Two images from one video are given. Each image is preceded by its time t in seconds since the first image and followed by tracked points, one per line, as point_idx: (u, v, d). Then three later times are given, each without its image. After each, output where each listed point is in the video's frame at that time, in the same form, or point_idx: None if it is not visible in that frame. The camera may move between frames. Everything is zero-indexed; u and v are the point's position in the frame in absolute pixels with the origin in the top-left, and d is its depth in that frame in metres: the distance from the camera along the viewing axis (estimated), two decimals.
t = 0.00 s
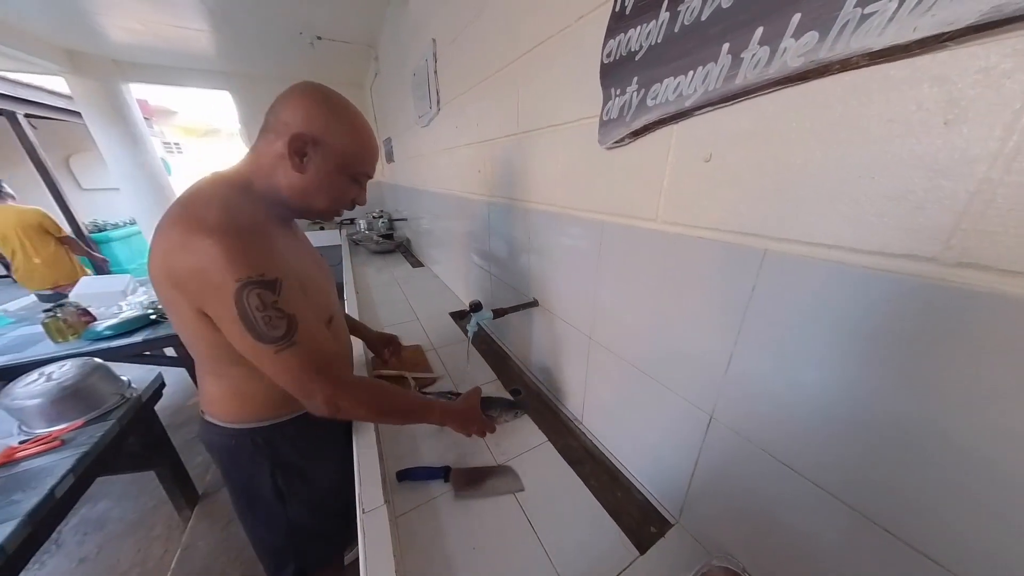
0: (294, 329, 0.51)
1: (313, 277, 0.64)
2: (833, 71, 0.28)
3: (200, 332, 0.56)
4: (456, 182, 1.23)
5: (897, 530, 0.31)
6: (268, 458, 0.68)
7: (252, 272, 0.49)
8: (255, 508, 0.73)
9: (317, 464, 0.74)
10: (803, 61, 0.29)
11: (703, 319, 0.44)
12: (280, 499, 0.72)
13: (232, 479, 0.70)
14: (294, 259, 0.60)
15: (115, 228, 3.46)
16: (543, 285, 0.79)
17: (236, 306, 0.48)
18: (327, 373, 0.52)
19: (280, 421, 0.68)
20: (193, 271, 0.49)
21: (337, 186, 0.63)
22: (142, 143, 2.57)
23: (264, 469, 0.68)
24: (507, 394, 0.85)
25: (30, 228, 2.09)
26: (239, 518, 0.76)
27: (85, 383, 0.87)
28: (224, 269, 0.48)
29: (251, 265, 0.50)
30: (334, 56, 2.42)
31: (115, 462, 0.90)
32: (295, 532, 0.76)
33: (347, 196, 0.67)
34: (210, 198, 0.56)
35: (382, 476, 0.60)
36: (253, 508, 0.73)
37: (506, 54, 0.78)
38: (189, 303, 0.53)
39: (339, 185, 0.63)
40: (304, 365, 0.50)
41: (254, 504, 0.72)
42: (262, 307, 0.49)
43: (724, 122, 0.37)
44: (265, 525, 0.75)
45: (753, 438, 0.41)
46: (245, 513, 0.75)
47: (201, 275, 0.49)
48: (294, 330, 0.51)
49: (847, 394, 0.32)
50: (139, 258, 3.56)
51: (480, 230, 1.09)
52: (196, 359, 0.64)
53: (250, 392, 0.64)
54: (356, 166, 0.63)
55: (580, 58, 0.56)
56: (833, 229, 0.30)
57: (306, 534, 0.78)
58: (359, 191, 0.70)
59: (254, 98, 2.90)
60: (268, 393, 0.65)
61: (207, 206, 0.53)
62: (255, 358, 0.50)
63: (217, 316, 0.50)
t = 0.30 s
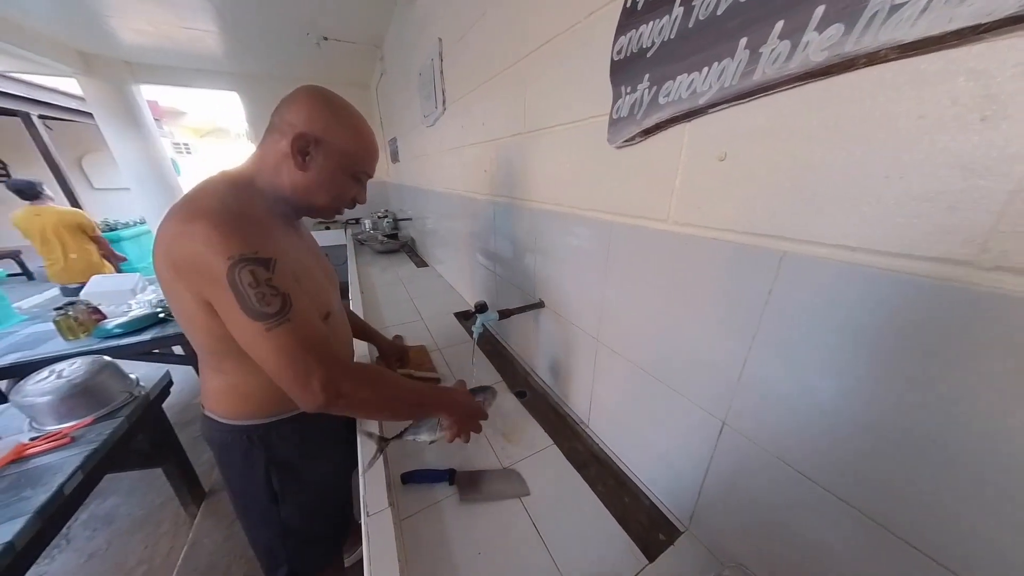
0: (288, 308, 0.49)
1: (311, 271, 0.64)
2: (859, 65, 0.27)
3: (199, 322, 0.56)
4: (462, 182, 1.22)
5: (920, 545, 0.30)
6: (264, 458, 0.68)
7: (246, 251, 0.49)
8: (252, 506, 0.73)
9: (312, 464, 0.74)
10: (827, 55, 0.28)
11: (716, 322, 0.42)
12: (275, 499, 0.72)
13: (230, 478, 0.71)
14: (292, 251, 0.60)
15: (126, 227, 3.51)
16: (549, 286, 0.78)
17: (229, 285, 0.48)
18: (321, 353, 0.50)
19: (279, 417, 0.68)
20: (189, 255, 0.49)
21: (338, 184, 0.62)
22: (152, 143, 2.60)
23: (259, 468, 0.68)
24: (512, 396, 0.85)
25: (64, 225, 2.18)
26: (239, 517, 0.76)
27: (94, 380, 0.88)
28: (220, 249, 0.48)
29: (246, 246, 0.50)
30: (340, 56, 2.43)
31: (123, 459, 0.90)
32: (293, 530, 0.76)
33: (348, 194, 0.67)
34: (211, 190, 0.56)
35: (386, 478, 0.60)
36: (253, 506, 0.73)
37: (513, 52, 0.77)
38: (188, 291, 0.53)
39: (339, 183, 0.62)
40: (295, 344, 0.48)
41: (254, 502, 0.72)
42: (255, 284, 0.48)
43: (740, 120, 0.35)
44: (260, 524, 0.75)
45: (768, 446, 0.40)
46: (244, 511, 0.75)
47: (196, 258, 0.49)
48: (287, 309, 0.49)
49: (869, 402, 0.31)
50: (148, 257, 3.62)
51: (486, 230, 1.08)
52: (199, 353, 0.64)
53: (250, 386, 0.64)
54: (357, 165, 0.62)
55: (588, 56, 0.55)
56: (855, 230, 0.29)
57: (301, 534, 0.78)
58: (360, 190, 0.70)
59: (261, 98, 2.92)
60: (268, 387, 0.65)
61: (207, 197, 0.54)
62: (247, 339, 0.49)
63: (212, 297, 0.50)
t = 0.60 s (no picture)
0: (304, 302, 0.50)
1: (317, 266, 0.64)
2: (881, 55, 0.25)
3: (205, 316, 0.56)
4: (465, 181, 1.22)
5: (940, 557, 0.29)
6: (268, 454, 0.68)
7: (260, 246, 0.49)
8: (255, 503, 0.73)
9: (316, 460, 0.74)
10: (847, 44, 0.27)
11: (726, 322, 0.41)
12: (279, 496, 0.72)
13: (232, 474, 0.70)
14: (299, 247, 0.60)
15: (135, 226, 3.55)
16: (552, 285, 0.77)
17: (244, 279, 0.47)
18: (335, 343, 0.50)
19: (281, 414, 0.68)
20: (200, 250, 0.49)
21: (343, 182, 0.62)
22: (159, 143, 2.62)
23: (263, 464, 0.68)
24: (515, 396, 0.84)
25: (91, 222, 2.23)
26: (241, 514, 0.76)
27: (101, 377, 0.88)
28: (233, 244, 0.48)
29: (259, 242, 0.49)
30: (345, 56, 2.44)
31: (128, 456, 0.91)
32: (293, 529, 0.76)
33: (352, 193, 0.67)
34: (216, 186, 0.55)
35: (388, 478, 0.59)
36: (255, 503, 0.73)
37: (517, 48, 0.76)
38: (196, 286, 0.52)
39: (343, 181, 0.62)
40: (312, 336, 0.49)
41: (256, 499, 0.72)
42: (271, 278, 0.48)
43: (753, 114, 0.34)
44: (263, 521, 0.75)
45: (778, 451, 0.38)
46: (246, 508, 0.74)
47: (206, 254, 0.48)
48: (302, 302, 0.50)
49: (887, 407, 0.30)
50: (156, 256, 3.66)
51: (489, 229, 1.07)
52: (201, 347, 0.63)
53: (255, 381, 0.64)
54: (361, 162, 0.62)
55: (594, 51, 0.54)
56: (875, 228, 0.28)
57: (304, 532, 0.78)
58: (363, 187, 0.70)
59: (267, 99, 2.94)
60: (272, 381, 0.65)
61: (213, 193, 0.53)
62: (262, 332, 0.48)
63: (224, 292, 0.49)
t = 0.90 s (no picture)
0: (348, 305, 0.60)
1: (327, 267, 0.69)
2: (862, 62, 0.26)
3: (226, 318, 0.58)
4: (465, 182, 1.23)
5: (920, 553, 0.29)
6: (275, 441, 0.69)
7: (309, 259, 0.55)
8: (261, 491, 0.73)
9: (320, 449, 0.75)
10: (830, 51, 0.27)
11: (718, 322, 0.42)
12: (286, 483, 0.72)
13: (240, 462, 0.72)
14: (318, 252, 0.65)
15: (139, 226, 3.59)
16: (550, 285, 0.78)
17: (303, 289, 0.53)
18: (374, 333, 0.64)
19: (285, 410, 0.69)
20: (247, 264, 0.51)
21: (350, 188, 0.64)
22: (164, 143, 2.65)
23: (271, 451, 0.69)
24: (513, 396, 0.85)
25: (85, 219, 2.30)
26: (247, 506, 0.77)
27: (106, 375, 0.90)
28: (288, 259, 0.53)
29: (305, 255, 0.55)
30: (348, 57, 2.45)
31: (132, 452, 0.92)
32: (298, 521, 0.76)
33: (356, 198, 0.68)
34: (236, 196, 0.56)
35: (386, 475, 0.60)
36: (260, 494, 0.74)
37: (516, 51, 0.77)
38: (225, 291, 0.54)
39: (350, 187, 0.64)
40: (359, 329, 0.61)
41: (261, 490, 0.73)
42: (326, 287, 0.57)
43: (741, 118, 0.35)
44: (269, 510, 0.75)
45: (767, 449, 0.39)
46: (252, 500, 0.75)
47: (252, 264, 0.51)
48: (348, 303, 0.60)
49: (871, 406, 0.30)
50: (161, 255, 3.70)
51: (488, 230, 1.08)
52: (213, 347, 0.64)
53: (263, 378, 0.65)
54: (368, 169, 0.64)
55: (590, 54, 0.54)
56: (858, 231, 0.29)
57: (309, 522, 0.78)
58: (368, 192, 0.71)
59: (270, 100, 2.97)
60: (278, 379, 0.67)
61: (241, 205, 0.55)
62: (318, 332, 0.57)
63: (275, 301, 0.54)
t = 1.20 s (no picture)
0: (331, 302, 0.57)
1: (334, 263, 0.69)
2: (853, 65, 0.26)
3: (229, 308, 0.59)
4: (466, 183, 1.23)
5: (913, 551, 0.30)
6: (282, 431, 0.70)
7: (299, 251, 0.54)
8: (268, 480, 0.74)
9: (326, 441, 0.76)
10: (821, 55, 0.28)
11: (714, 322, 0.42)
12: (292, 473, 0.73)
13: (248, 452, 0.72)
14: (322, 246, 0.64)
15: (144, 225, 3.62)
16: (548, 286, 0.78)
17: (287, 279, 0.52)
18: (348, 339, 0.58)
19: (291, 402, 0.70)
20: (244, 253, 0.52)
21: (353, 185, 0.65)
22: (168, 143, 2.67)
23: (278, 441, 0.70)
24: (512, 395, 0.85)
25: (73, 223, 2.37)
26: (255, 498, 0.78)
27: (110, 373, 0.91)
28: (279, 250, 0.52)
29: (297, 247, 0.54)
30: (350, 58, 2.46)
31: (135, 450, 0.93)
32: (305, 513, 0.77)
33: (360, 194, 0.69)
34: (242, 189, 0.58)
35: (385, 473, 0.61)
36: (268, 485, 0.75)
37: (515, 53, 0.78)
38: (227, 281, 0.55)
39: (352, 183, 0.64)
40: (337, 331, 0.56)
41: (269, 482, 0.74)
42: (309, 280, 0.54)
43: (735, 120, 0.35)
44: (276, 499, 0.76)
45: (762, 448, 0.39)
46: (259, 492, 0.76)
47: (248, 253, 0.52)
48: (330, 302, 0.56)
49: (863, 405, 0.31)
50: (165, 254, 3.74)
51: (488, 230, 1.09)
52: (220, 337, 0.66)
53: (267, 371, 0.66)
54: (370, 166, 0.64)
55: (588, 56, 0.55)
56: (849, 233, 0.29)
57: (314, 512, 0.78)
58: (371, 190, 0.72)
59: (273, 100, 2.98)
60: (280, 372, 0.68)
61: (245, 198, 0.56)
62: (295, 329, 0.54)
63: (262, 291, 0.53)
